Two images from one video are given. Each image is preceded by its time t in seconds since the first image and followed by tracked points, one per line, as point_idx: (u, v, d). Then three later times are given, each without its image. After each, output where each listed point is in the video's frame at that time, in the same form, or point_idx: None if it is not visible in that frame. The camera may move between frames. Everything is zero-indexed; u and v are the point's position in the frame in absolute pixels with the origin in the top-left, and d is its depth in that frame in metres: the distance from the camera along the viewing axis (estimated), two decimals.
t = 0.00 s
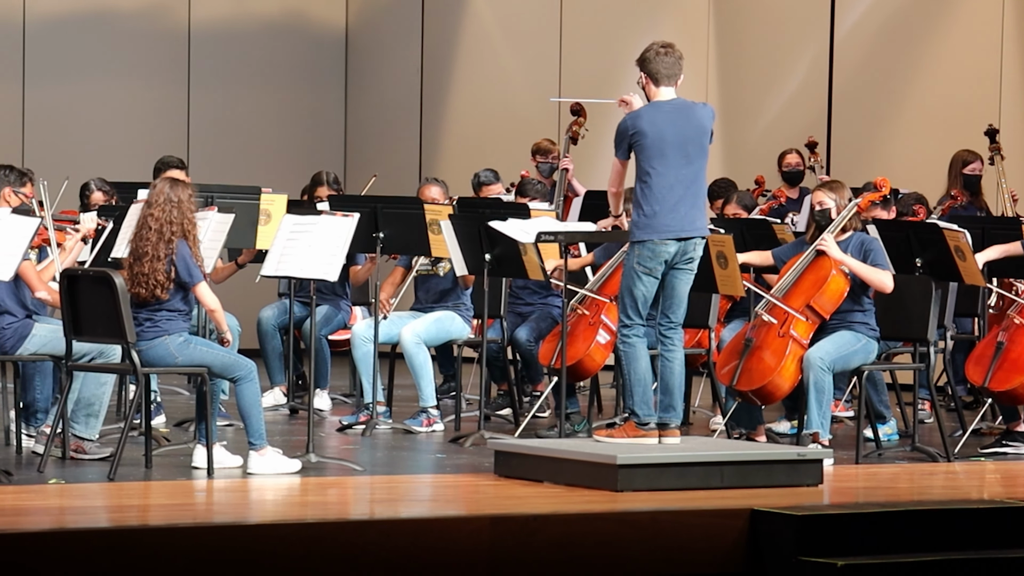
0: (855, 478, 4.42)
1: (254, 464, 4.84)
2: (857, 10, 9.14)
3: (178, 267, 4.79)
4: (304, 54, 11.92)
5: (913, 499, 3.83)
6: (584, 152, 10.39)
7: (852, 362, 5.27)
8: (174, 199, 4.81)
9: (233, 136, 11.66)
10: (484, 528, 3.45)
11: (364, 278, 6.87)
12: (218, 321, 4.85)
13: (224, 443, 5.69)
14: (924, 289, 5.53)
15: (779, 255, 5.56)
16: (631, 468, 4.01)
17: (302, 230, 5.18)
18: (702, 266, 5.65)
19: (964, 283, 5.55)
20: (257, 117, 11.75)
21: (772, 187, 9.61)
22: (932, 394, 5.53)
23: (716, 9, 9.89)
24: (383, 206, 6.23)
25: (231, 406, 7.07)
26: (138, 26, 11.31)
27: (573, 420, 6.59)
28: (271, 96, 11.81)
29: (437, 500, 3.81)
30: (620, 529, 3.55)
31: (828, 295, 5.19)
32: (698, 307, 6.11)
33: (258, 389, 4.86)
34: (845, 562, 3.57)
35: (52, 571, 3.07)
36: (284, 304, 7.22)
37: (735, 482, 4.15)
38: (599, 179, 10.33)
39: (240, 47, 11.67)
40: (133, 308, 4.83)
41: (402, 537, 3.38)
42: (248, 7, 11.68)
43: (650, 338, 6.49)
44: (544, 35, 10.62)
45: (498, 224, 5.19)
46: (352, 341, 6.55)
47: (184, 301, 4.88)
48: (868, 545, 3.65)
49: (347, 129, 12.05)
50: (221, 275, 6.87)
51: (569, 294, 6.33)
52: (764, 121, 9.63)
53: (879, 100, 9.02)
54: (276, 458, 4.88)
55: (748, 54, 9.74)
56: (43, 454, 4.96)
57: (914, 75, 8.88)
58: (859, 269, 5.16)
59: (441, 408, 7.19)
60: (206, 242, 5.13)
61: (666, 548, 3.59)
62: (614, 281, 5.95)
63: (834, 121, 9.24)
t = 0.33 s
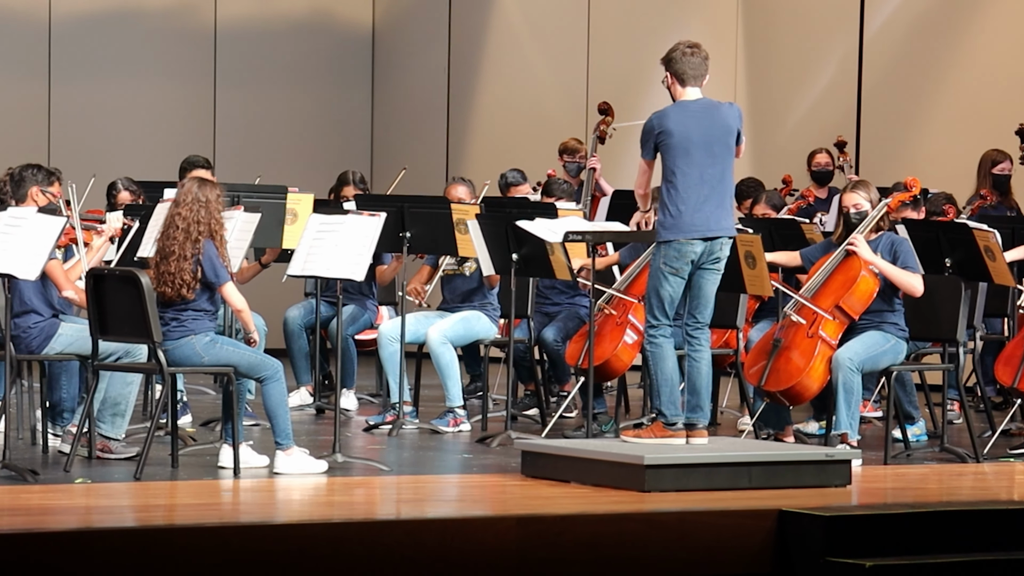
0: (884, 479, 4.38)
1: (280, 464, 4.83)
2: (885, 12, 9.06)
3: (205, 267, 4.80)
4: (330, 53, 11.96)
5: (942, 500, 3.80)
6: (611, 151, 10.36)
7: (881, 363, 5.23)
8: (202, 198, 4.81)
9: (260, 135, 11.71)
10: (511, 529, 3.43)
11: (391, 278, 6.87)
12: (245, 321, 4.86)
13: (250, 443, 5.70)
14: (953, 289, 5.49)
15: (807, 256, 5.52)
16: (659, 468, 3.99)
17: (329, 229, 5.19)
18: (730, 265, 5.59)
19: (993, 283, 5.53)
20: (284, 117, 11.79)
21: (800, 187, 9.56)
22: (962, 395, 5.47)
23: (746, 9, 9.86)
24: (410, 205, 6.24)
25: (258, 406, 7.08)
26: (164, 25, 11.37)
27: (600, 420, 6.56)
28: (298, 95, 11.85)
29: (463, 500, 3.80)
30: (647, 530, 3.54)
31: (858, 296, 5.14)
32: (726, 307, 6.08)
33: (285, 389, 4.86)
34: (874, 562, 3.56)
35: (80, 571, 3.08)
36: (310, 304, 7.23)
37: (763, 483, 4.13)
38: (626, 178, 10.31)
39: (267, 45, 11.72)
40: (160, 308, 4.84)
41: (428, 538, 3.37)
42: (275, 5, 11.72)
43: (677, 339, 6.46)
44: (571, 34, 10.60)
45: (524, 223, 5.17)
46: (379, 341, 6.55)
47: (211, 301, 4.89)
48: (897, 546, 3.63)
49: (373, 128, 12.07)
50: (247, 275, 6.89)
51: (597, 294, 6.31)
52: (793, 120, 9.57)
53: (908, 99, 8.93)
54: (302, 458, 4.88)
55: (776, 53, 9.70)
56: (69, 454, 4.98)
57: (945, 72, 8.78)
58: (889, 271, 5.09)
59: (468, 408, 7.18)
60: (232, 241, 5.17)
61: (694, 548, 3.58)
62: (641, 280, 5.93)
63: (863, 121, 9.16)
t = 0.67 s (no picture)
0: (911, 479, 4.35)
1: (305, 463, 4.85)
2: (914, 10, 8.96)
3: (230, 266, 4.81)
4: (355, 51, 11.99)
5: (970, 500, 3.77)
6: (637, 151, 10.34)
7: (909, 363, 5.19)
8: (226, 197, 4.83)
9: (286, 134, 11.75)
10: (536, 528, 3.43)
11: (416, 277, 6.88)
12: (270, 320, 4.87)
13: (275, 442, 5.71)
14: (980, 289, 5.45)
15: (833, 257, 5.48)
16: (684, 468, 3.97)
17: (354, 229, 5.19)
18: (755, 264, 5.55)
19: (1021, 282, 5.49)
20: (309, 116, 11.83)
21: (826, 186, 9.51)
22: (991, 395, 5.43)
23: (772, 7, 9.81)
24: (435, 204, 6.22)
25: (283, 405, 7.10)
26: (189, 24, 11.42)
27: (627, 420, 6.54)
28: (324, 94, 11.89)
29: (489, 500, 3.79)
30: (673, 530, 3.53)
31: (886, 296, 5.10)
32: (752, 307, 6.05)
33: (310, 389, 4.87)
34: (900, 563, 3.54)
35: (106, 570, 3.09)
36: (335, 303, 7.24)
37: (789, 483, 4.11)
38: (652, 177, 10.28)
39: (292, 45, 11.76)
40: (186, 307, 4.86)
41: (453, 538, 3.37)
42: (300, 4, 11.76)
43: (703, 338, 6.44)
44: (596, 32, 10.58)
45: (549, 223, 5.16)
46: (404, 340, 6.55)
47: (235, 300, 4.91)
48: (923, 547, 3.61)
49: (398, 127, 12.10)
50: (272, 274, 6.91)
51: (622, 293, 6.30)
52: (820, 118, 9.53)
53: (935, 98, 8.83)
54: (327, 458, 4.88)
55: (803, 52, 9.64)
56: (94, 453, 5.00)
57: (972, 71, 8.65)
58: (922, 266, 5.06)
59: (494, 408, 7.18)
60: (257, 240, 5.20)
61: (720, 548, 3.57)
62: (667, 279, 5.88)
63: (891, 120, 9.07)
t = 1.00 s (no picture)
0: (936, 479, 4.32)
1: (330, 462, 4.86)
2: (939, 9, 8.92)
3: (255, 265, 4.83)
4: (380, 50, 12.02)
5: (996, 500, 3.75)
6: (661, 150, 10.33)
7: (934, 363, 5.17)
8: (251, 196, 4.84)
9: (311, 133, 11.79)
10: (560, 528, 3.43)
11: (440, 276, 6.89)
12: (294, 319, 4.88)
13: (300, 441, 5.73)
14: (1006, 290, 5.41)
15: (857, 259, 5.45)
16: (709, 467, 3.96)
17: (379, 228, 5.20)
18: (781, 264, 5.51)
19: None
20: (334, 115, 11.86)
21: (852, 186, 9.47)
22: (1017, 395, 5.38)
23: (797, 6, 9.78)
24: (460, 203, 6.20)
25: (307, 404, 7.12)
26: (214, 24, 11.48)
27: (651, 420, 6.53)
28: (348, 94, 11.92)
29: (513, 499, 3.79)
30: (697, 529, 3.53)
31: (911, 295, 5.09)
32: (777, 306, 6.03)
33: (335, 387, 4.89)
34: (925, 563, 3.53)
35: (132, 568, 3.11)
36: (360, 303, 7.25)
37: (815, 483, 4.09)
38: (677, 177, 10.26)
39: (316, 44, 11.80)
40: (211, 306, 4.89)
41: (477, 536, 3.38)
42: (325, 3, 11.80)
43: (728, 338, 6.43)
44: (620, 31, 10.57)
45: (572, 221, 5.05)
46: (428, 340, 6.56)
47: (260, 299, 4.93)
48: (948, 546, 3.60)
49: (423, 126, 12.12)
50: (297, 273, 6.94)
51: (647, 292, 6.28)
52: (846, 117, 9.49)
53: (959, 97, 8.78)
54: (352, 457, 4.89)
55: (829, 50, 9.60)
56: (119, 452, 5.03)
57: (998, 70, 8.60)
58: (949, 263, 5.07)
59: (518, 407, 7.18)
60: (282, 240, 5.22)
61: (744, 547, 3.57)
62: (692, 278, 5.86)
63: (915, 119, 9.03)
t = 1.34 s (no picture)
0: (962, 479, 4.31)
1: (355, 461, 4.88)
2: (964, 9, 8.86)
3: (281, 264, 4.86)
4: (404, 49, 12.06)
5: None
6: (686, 150, 10.31)
7: (959, 363, 5.15)
8: (277, 196, 4.87)
9: (337, 134, 11.84)
10: (585, 527, 3.44)
11: (465, 276, 6.91)
12: (320, 319, 4.91)
13: (325, 440, 5.76)
14: None
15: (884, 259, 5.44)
16: (733, 467, 3.96)
17: (404, 227, 5.22)
18: (805, 263, 5.50)
19: None
20: (358, 114, 11.90)
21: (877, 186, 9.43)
22: None
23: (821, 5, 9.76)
24: (485, 203, 6.21)
25: (332, 403, 7.16)
26: (241, 24, 11.53)
27: (676, 419, 6.53)
28: (373, 94, 11.96)
29: (539, 498, 3.80)
30: (723, 529, 3.53)
31: (937, 295, 5.07)
32: (801, 305, 6.02)
33: (360, 387, 4.91)
34: (951, 563, 3.52)
35: (160, 566, 3.13)
36: (386, 302, 7.28)
37: (840, 482, 4.08)
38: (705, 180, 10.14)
39: (341, 45, 11.84)
40: (237, 305, 4.92)
41: (503, 536, 3.39)
42: (351, 3, 11.85)
43: (753, 338, 6.42)
44: (644, 30, 10.57)
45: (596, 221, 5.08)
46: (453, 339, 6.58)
47: (287, 298, 4.96)
48: (974, 547, 3.60)
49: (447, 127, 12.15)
50: (323, 273, 6.97)
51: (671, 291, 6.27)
52: (870, 118, 9.44)
53: (982, 98, 8.70)
54: (377, 456, 4.91)
55: (853, 50, 9.58)
56: (146, 450, 5.06)
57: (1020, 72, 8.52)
58: (972, 267, 5.05)
59: (543, 407, 7.20)
60: (308, 240, 5.26)
61: (769, 547, 3.57)
62: (718, 277, 5.86)
63: (940, 120, 8.95)
